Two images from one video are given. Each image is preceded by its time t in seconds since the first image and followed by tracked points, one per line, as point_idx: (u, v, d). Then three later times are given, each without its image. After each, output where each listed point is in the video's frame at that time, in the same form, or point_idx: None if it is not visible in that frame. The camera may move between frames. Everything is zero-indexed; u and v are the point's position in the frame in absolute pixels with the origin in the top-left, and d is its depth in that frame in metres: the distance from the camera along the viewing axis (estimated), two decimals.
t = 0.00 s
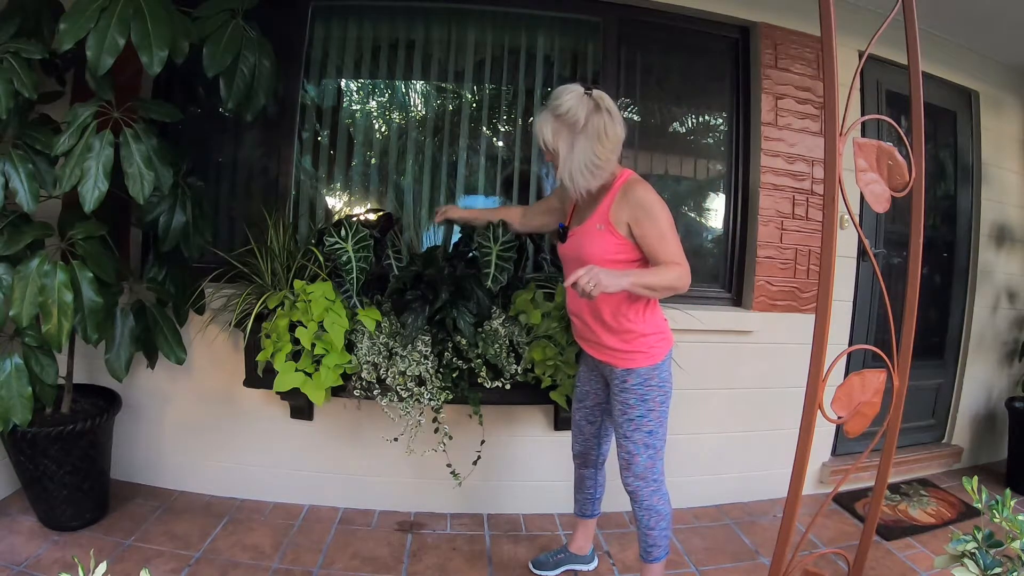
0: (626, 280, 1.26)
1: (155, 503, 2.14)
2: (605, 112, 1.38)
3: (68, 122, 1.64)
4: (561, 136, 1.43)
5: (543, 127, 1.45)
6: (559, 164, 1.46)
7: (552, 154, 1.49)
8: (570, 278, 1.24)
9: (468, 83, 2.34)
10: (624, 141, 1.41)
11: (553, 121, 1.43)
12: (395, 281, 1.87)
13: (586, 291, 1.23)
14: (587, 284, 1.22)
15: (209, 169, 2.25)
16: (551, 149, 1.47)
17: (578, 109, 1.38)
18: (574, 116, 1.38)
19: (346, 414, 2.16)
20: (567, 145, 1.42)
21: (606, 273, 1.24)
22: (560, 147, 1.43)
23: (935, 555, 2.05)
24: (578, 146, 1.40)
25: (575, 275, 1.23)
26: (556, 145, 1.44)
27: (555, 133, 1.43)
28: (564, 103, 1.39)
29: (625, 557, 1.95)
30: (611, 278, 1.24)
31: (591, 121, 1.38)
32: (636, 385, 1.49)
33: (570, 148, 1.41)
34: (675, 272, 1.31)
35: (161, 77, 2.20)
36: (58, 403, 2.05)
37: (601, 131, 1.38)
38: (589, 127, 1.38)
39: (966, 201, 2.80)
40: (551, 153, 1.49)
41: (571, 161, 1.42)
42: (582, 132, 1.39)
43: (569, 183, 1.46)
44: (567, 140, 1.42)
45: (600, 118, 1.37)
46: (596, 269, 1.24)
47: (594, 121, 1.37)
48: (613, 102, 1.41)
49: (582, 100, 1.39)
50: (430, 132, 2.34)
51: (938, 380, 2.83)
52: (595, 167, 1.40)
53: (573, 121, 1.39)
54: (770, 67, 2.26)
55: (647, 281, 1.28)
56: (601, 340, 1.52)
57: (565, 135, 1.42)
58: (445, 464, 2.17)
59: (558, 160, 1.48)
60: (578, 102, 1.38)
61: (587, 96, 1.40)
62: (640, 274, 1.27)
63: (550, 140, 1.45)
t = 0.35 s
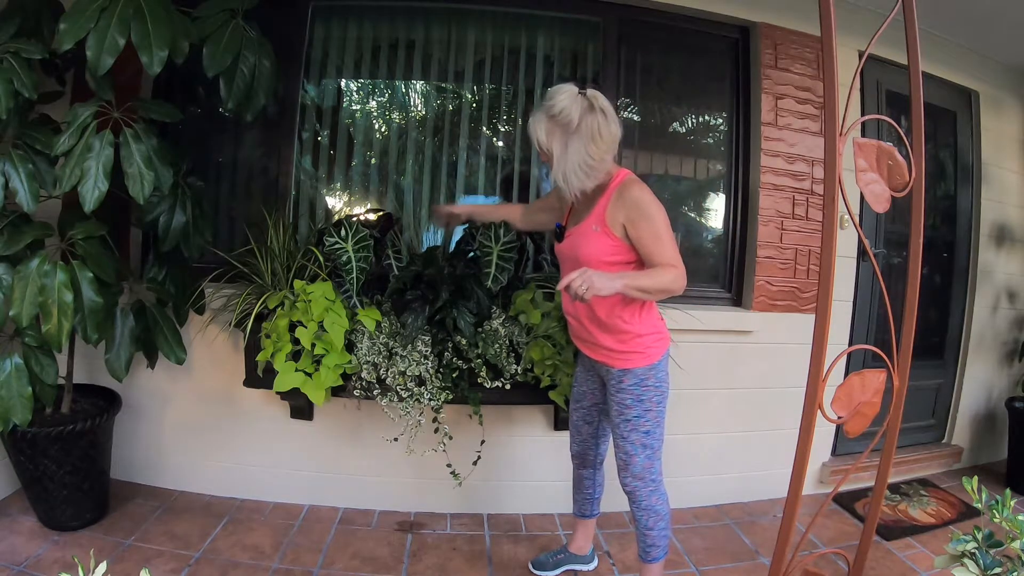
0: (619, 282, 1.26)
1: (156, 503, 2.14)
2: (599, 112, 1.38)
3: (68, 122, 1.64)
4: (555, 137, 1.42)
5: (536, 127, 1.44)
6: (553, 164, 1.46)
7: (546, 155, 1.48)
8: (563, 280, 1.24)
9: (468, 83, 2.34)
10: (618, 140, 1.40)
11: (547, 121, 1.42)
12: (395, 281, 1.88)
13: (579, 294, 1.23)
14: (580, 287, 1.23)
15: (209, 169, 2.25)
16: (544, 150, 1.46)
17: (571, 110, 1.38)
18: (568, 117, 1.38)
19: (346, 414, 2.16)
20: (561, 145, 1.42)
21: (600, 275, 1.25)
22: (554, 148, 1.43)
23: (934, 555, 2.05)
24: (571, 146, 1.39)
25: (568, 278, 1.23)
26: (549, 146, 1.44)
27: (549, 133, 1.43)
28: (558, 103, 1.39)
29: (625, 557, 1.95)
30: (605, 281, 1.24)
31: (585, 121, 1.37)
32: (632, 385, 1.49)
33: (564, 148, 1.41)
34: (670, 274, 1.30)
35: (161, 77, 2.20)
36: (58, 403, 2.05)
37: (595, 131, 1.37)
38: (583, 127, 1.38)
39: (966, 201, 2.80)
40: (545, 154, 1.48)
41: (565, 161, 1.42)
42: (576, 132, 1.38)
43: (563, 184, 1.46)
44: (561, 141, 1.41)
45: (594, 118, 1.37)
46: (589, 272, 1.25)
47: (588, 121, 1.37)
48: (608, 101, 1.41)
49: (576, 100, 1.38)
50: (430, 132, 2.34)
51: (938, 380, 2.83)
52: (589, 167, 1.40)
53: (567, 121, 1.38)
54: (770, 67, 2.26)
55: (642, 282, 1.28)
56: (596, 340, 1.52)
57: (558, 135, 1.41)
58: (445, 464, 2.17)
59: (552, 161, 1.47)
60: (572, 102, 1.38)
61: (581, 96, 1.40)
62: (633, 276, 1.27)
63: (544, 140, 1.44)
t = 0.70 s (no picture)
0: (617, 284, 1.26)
1: (156, 503, 2.14)
2: (593, 111, 1.38)
3: (69, 122, 1.64)
4: (550, 137, 1.41)
5: (531, 129, 1.44)
6: (547, 165, 1.45)
7: (541, 156, 1.48)
8: (560, 283, 1.24)
9: (468, 83, 2.34)
10: (612, 140, 1.40)
11: (541, 122, 1.42)
12: (395, 281, 1.88)
13: (576, 296, 1.22)
14: (577, 289, 1.22)
15: (209, 169, 2.25)
16: (539, 151, 1.46)
17: (565, 110, 1.37)
18: (562, 117, 1.38)
19: (346, 414, 2.16)
20: (556, 146, 1.41)
21: (597, 275, 1.24)
22: (549, 148, 1.42)
23: (934, 555, 2.05)
24: (566, 147, 1.39)
25: (565, 281, 1.22)
26: (544, 147, 1.43)
27: (544, 134, 1.42)
28: (552, 104, 1.39)
29: (625, 557, 1.95)
30: (602, 282, 1.24)
31: (579, 121, 1.37)
32: (632, 385, 1.49)
33: (559, 148, 1.41)
34: (668, 273, 1.30)
35: (162, 77, 2.20)
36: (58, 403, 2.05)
37: (589, 131, 1.37)
38: (577, 127, 1.37)
39: (966, 201, 2.80)
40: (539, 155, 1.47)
41: (560, 161, 1.41)
42: (570, 132, 1.38)
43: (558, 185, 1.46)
44: (555, 141, 1.41)
45: (588, 117, 1.37)
46: (586, 273, 1.24)
47: (582, 120, 1.37)
48: (601, 101, 1.41)
49: (570, 100, 1.38)
50: (430, 132, 2.34)
51: (938, 380, 2.83)
52: (584, 167, 1.39)
53: (562, 122, 1.38)
54: (770, 67, 2.26)
55: (639, 283, 1.28)
56: (595, 341, 1.52)
57: (553, 136, 1.41)
58: (445, 464, 2.17)
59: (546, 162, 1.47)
60: (566, 103, 1.38)
61: (575, 96, 1.40)
62: (631, 277, 1.27)
63: (538, 141, 1.44)
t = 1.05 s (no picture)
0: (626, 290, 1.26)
1: (156, 503, 2.14)
2: (613, 111, 1.37)
3: (68, 122, 1.64)
4: (567, 133, 1.41)
5: (549, 124, 1.44)
6: (563, 162, 1.45)
7: (556, 152, 1.47)
8: (569, 286, 1.23)
9: (467, 83, 2.34)
10: (630, 142, 1.39)
11: (559, 118, 1.42)
12: (395, 281, 1.88)
13: (585, 301, 1.22)
14: (587, 293, 1.22)
15: (209, 169, 2.25)
16: (556, 147, 1.45)
17: (585, 107, 1.37)
18: (581, 114, 1.37)
19: (346, 414, 2.16)
20: (573, 142, 1.41)
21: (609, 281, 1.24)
22: (566, 145, 1.42)
23: (934, 555, 2.05)
24: (583, 144, 1.38)
25: (574, 284, 1.22)
26: (561, 143, 1.42)
27: (561, 130, 1.41)
28: (572, 100, 1.39)
29: (625, 557, 1.95)
30: (612, 287, 1.23)
31: (598, 119, 1.36)
32: (637, 390, 1.49)
33: (576, 145, 1.40)
34: (679, 282, 1.30)
35: (161, 77, 2.20)
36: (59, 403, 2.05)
37: (608, 130, 1.36)
38: (596, 125, 1.37)
39: (966, 201, 2.80)
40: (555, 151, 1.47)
41: (576, 158, 1.40)
42: (589, 130, 1.37)
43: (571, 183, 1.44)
44: (573, 138, 1.40)
45: (607, 116, 1.36)
46: (597, 277, 1.24)
47: (602, 119, 1.36)
48: (622, 101, 1.41)
49: (590, 98, 1.38)
50: (430, 132, 2.34)
51: (938, 380, 2.83)
52: (599, 167, 1.38)
53: (581, 119, 1.38)
54: (770, 67, 2.26)
55: (648, 290, 1.27)
56: (600, 344, 1.52)
57: (571, 132, 1.40)
58: (445, 464, 2.17)
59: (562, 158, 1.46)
60: (586, 100, 1.38)
61: (596, 94, 1.40)
62: (641, 285, 1.26)
63: (555, 137, 1.43)
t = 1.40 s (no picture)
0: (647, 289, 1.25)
1: (155, 503, 2.14)
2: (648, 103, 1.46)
3: (68, 122, 1.64)
4: (624, 112, 1.39)
5: (603, 100, 1.39)
6: (619, 139, 1.40)
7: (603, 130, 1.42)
8: (592, 287, 1.20)
9: (467, 83, 2.34)
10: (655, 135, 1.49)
11: (613, 97, 1.40)
12: (395, 281, 1.88)
13: (610, 301, 1.19)
14: (612, 293, 1.19)
15: (209, 170, 2.25)
16: (609, 124, 1.40)
17: (634, 92, 1.42)
18: (633, 98, 1.41)
19: (346, 414, 2.16)
20: (630, 121, 1.39)
21: (631, 280, 1.22)
22: (625, 122, 1.39)
23: (935, 555, 2.05)
24: (639, 124, 1.40)
25: (599, 284, 1.19)
26: (618, 120, 1.39)
27: (618, 108, 1.39)
28: (621, 84, 1.42)
29: (625, 557, 1.95)
30: (635, 287, 1.22)
31: (645, 106, 1.42)
32: (646, 395, 1.49)
33: (633, 124, 1.39)
34: (693, 282, 1.31)
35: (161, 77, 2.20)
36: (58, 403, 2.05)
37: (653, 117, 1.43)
38: (645, 111, 1.42)
39: (965, 201, 2.80)
40: (603, 130, 1.41)
41: (636, 136, 1.39)
42: (642, 113, 1.41)
43: (624, 163, 1.41)
44: (629, 117, 1.40)
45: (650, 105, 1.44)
46: (620, 277, 1.22)
47: (648, 105, 1.43)
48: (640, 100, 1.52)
49: (631, 86, 1.44)
50: (430, 132, 2.34)
51: (938, 380, 2.83)
52: (650, 149, 1.42)
53: (634, 102, 1.41)
54: (770, 67, 2.26)
55: (667, 290, 1.27)
56: (608, 347, 1.50)
57: (627, 111, 1.40)
58: (445, 464, 2.17)
59: (609, 138, 1.41)
60: (631, 88, 1.43)
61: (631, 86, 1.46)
62: (662, 284, 1.26)
63: (613, 113, 1.39)
